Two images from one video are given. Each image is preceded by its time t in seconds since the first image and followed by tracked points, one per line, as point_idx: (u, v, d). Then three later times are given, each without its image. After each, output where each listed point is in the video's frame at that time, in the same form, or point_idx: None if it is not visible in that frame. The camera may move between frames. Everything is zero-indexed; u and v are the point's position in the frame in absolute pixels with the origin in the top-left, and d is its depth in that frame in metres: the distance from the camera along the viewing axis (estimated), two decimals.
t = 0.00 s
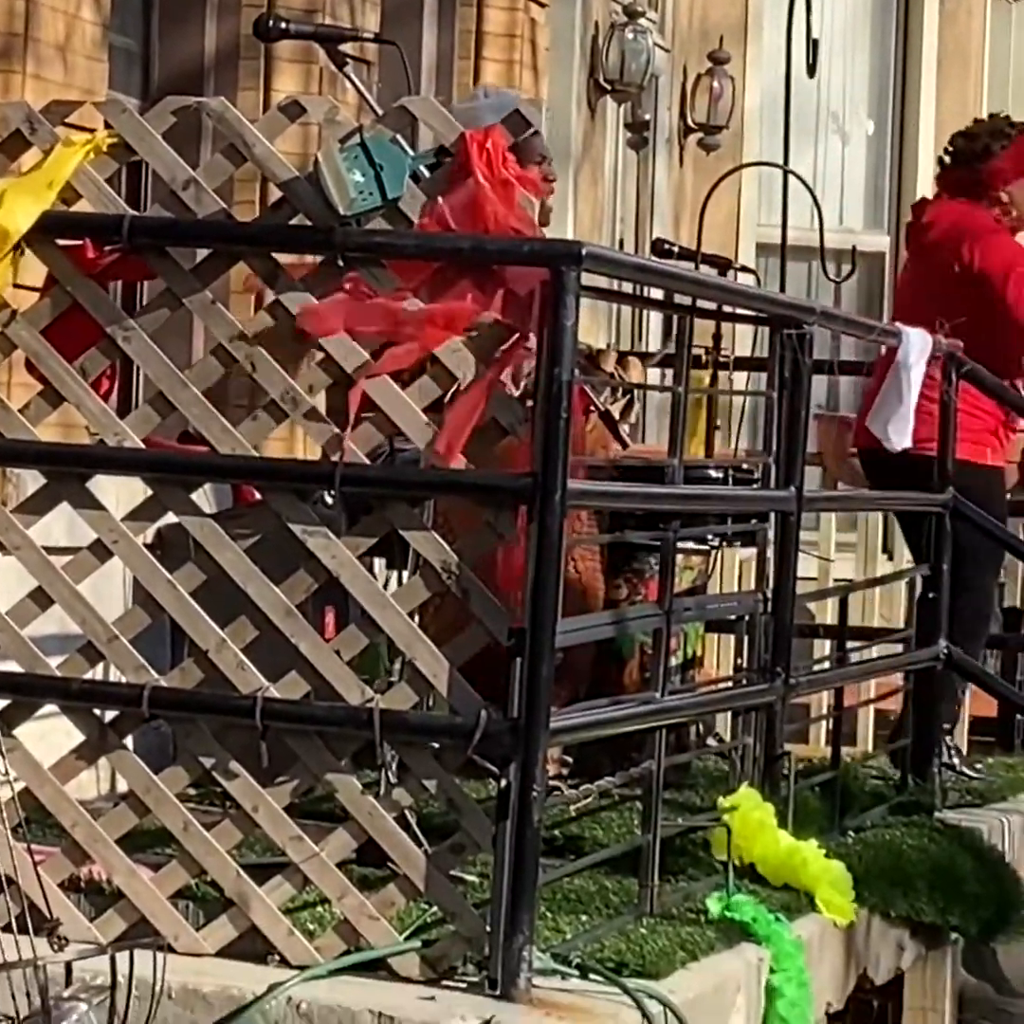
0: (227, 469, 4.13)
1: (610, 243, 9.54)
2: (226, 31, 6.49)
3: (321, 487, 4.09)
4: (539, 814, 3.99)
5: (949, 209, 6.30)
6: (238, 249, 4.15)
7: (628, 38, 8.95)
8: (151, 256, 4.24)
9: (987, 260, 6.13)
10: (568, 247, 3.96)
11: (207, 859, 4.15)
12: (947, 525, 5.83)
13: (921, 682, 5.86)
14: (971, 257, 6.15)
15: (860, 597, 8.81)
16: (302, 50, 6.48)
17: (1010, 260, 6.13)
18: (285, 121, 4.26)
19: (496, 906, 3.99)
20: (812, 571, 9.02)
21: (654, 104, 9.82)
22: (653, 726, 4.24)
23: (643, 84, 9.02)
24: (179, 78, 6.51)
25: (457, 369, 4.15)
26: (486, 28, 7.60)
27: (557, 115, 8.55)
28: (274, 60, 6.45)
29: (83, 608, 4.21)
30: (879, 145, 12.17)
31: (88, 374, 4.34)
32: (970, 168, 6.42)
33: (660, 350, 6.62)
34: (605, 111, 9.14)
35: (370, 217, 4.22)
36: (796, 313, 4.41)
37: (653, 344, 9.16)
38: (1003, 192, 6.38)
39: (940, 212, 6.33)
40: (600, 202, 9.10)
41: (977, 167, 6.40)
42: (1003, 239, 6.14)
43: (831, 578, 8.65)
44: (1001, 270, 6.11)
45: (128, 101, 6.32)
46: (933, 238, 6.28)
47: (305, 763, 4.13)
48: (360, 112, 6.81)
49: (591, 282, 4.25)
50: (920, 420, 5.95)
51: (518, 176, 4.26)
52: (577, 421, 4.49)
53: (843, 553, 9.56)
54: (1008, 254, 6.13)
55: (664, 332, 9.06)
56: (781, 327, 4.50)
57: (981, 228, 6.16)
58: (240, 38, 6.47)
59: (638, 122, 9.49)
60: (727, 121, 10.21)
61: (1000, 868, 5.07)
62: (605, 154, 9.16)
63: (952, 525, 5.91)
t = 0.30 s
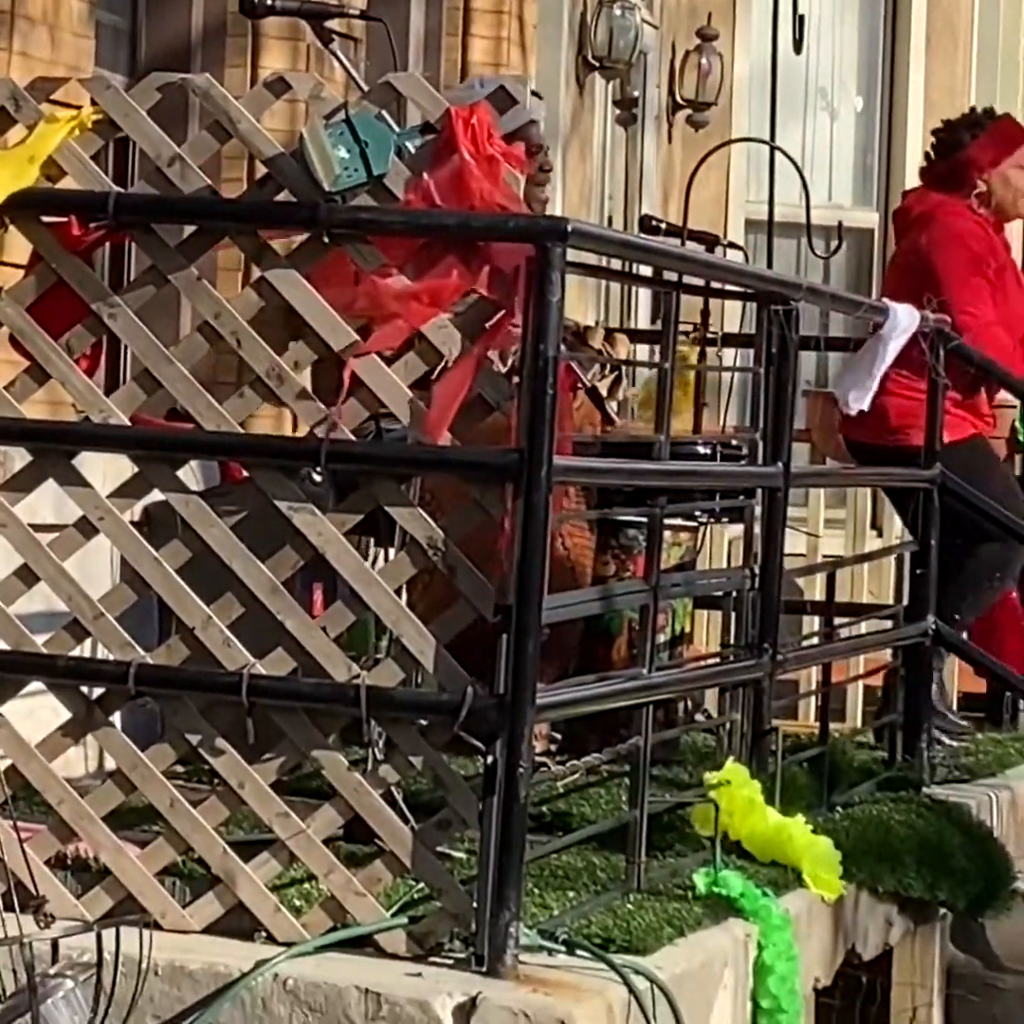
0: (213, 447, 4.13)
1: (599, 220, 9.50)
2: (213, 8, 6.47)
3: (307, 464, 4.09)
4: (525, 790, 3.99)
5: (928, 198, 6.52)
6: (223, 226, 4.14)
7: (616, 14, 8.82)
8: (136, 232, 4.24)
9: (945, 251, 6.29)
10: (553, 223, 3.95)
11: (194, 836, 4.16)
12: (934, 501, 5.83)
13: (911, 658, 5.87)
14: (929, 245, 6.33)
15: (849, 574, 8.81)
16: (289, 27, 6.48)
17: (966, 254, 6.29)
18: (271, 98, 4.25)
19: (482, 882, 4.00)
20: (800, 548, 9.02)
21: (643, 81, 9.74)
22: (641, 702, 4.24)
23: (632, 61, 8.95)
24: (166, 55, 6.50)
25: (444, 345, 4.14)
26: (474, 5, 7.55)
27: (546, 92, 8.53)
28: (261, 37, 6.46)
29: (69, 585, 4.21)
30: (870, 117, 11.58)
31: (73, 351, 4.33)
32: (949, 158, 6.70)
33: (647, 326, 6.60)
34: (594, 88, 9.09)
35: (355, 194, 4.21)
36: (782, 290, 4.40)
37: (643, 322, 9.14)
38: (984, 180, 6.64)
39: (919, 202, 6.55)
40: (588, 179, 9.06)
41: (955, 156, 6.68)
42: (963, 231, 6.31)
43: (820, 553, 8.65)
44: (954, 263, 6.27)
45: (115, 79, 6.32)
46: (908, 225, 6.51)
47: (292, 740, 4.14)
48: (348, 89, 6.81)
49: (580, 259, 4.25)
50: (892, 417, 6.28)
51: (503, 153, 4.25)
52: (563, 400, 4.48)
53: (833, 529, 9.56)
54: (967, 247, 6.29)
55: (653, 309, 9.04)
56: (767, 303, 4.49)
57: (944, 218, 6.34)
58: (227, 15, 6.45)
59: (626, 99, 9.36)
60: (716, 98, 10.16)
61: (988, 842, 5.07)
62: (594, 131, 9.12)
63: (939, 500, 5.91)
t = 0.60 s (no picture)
0: (201, 425, 4.12)
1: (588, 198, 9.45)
2: None
3: (295, 442, 4.09)
4: (515, 767, 3.99)
5: (917, 165, 6.50)
6: (211, 204, 4.13)
7: None
8: (124, 209, 4.23)
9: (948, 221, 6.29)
10: (541, 199, 3.94)
11: (182, 814, 4.16)
12: (923, 478, 5.86)
13: (899, 636, 5.87)
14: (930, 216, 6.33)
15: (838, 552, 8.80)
16: (277, 5, 6.48)
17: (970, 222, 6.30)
18: (258, 75, 4.23)
19: (472, 859, 4.00)
20: (789, 527, 9.01)
21: (631, 58, 9.66)
22: (629, 678, 4.24)
23: (620, 39, 8.89)
24: (153, 32, 6.47)
25: (432, 321, 4.15)
26: None
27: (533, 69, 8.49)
28: (249, 14, 6.46)
29: (57, 563, 4.21)
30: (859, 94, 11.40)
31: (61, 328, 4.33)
32: (942, 127, 6.70)
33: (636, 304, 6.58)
34: (582, 66, 9.04)
35: (342, 172, 4.19)
36: (770, 266, 4.39)
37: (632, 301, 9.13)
38: (979, 143, 6.66)
39: (908, 168, 6.53)
40: (576, 157, 9.02)
41: (947, 124, 6.69)
42: (961, 205, 6.31)
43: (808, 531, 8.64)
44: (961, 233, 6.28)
45: (101, 56, 6.29)
46: (899, 194, 6.49)
47: (281, 717, 4.14)
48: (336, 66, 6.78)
49: (568, 236, 4.25)
50: (873, 384, 6.27)
51: (490, 130, 4.28)
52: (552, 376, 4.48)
53: (822, 507, 9.55)
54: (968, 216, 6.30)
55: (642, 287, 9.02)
56: (755, 279, 4.48)
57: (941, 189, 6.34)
58: None
59: (615, 77, 9.30)
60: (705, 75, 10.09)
61: (977, 819, 5.08)
62: (582, 108, 9.11)
63: (927, 477, 5.92)
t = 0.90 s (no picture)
0: (188, 408, 4.13)
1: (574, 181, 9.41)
2: None
3: (282, 425, 4.09)
4: (503, 750, 3.99)
5: (910, 172, 6.56)
6: (197, 187, 4.13)
7: None
8: (110, 193, 4.23)
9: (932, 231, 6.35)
10: (527, 182, 3.94)
11: (171, 797, 4.16)
12: (911, 457, 5.85)
13: (888, 618, 5.87)
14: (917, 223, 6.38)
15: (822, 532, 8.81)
16: None
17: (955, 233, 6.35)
18: (244, 57, 4.23)
19: (460, 841, 4.00)
20: (776, 508, 9.02)
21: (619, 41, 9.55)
22: (617, 660, 4.24)
23: (607, 20, 8.84)
24: (138, 15, 6.46)
25: (417, 304, 4.13)
26: None
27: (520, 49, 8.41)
28: None
29: (44, 547, 4.21)
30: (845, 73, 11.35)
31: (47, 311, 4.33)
32: (933, 132, 6.70)
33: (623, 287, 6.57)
34: (568, 48, 9.00)
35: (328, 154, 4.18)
36: (757, 247, 4.39)
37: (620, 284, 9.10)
38: (973, 153, 6.68)
39: (901, 175, 6.59)
40: (562, 139, 8.97)
41: (940, 131, 6.69)
42: (946, 212, 6.36)
43: (796, 512, 8.64)
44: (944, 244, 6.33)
45: (86, 39, 6.28)
46: (891, 198, 6.56)
47: (269, 700, 4.14)
48: (322, 49, 6.77)
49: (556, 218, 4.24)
50: (859, 380, 6.42)
51: (476, 112, 4.30)
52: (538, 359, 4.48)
53: (810, 489, 9.55)
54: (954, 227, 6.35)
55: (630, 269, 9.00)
56: (742, 261, 4.48)
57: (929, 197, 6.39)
58: None
59: (601, 58, 9.25)
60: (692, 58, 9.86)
61: (965, 799, 5.09)
62: (569, 90, 9.07)
63: (915, 458, 5.93)
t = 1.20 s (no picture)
0: (172, 394, 4.13)
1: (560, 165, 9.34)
2: None
3: (267, 410, 4.09)
4: (488, 734, 3.99)
5: (898, 134, 6.57)
6: (180, 172, 4.13)
7: None
8: (93, 178, 4.23)
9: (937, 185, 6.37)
10: (511, 166, 3.94)
11: (156, 782, 4.17)
12: (895, 442, 5.88)
13: (874, 601, 5.88)
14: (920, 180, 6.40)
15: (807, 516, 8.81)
16: None
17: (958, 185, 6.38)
18: (227, 42, 4.22)
19: (446, 825, 4.00)
20: (762, 492, 9.03)
21: (603, 23, 9.50)
22: (601, 644, 4.24)
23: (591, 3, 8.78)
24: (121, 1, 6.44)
25: (402, 289, 4.14)
26: None
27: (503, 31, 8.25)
28: None
29: (29, 532, 4.21)
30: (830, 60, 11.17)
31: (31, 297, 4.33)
32: (926, 94, 6.68)
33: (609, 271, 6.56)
34: (552, 33, 8.94)
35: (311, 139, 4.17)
36: (741, 230, 4.39)
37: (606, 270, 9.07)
38: (965, 115, 6.65)
39: (890, 138, 6.59)
40: (547, 122, 8.89)
41: (934, 94, 6.67)
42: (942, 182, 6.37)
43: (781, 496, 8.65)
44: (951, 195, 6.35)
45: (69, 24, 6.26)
46: (883, 160, 6.56)
47: (253, 684, 4.15)
48: (305, 34, 6.76)
49: (540, 201, 4.24)
50: (854, 344, 6.42)
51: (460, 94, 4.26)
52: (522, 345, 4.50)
53: (797, 474, 9.56)
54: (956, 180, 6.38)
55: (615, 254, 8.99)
56: (726, 244, 4.48)
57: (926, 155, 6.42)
58: None
59: (586, 42, 9.20)
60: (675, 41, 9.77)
61: (949, 782, 5.10)
62: (554, 75, 9.00)
63: (901, 442, 5.95)
